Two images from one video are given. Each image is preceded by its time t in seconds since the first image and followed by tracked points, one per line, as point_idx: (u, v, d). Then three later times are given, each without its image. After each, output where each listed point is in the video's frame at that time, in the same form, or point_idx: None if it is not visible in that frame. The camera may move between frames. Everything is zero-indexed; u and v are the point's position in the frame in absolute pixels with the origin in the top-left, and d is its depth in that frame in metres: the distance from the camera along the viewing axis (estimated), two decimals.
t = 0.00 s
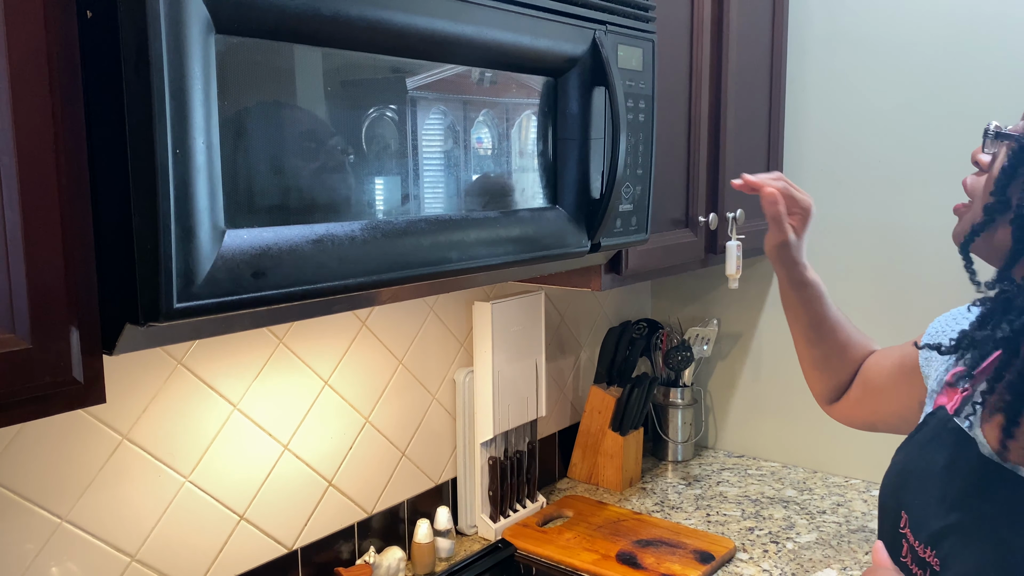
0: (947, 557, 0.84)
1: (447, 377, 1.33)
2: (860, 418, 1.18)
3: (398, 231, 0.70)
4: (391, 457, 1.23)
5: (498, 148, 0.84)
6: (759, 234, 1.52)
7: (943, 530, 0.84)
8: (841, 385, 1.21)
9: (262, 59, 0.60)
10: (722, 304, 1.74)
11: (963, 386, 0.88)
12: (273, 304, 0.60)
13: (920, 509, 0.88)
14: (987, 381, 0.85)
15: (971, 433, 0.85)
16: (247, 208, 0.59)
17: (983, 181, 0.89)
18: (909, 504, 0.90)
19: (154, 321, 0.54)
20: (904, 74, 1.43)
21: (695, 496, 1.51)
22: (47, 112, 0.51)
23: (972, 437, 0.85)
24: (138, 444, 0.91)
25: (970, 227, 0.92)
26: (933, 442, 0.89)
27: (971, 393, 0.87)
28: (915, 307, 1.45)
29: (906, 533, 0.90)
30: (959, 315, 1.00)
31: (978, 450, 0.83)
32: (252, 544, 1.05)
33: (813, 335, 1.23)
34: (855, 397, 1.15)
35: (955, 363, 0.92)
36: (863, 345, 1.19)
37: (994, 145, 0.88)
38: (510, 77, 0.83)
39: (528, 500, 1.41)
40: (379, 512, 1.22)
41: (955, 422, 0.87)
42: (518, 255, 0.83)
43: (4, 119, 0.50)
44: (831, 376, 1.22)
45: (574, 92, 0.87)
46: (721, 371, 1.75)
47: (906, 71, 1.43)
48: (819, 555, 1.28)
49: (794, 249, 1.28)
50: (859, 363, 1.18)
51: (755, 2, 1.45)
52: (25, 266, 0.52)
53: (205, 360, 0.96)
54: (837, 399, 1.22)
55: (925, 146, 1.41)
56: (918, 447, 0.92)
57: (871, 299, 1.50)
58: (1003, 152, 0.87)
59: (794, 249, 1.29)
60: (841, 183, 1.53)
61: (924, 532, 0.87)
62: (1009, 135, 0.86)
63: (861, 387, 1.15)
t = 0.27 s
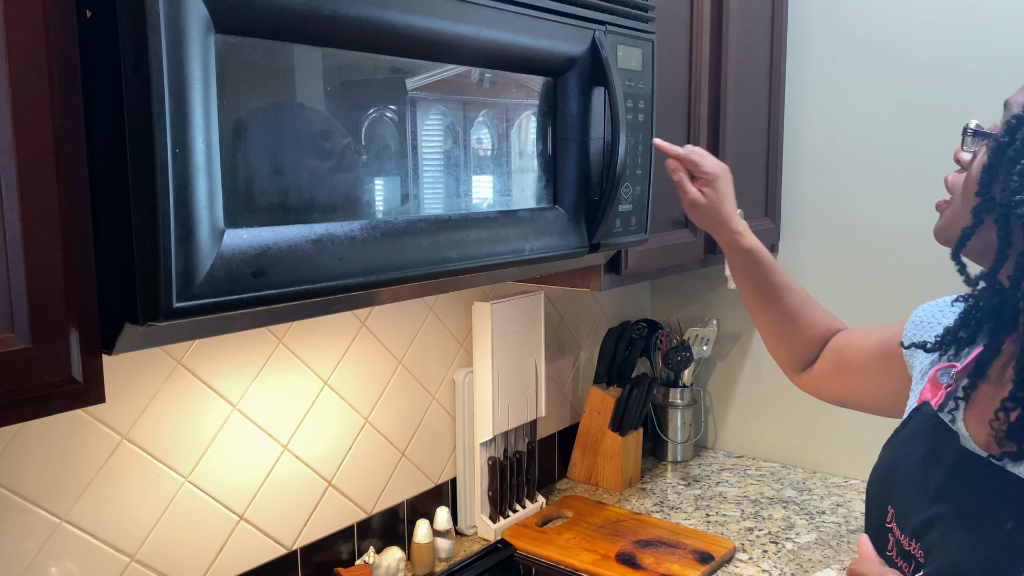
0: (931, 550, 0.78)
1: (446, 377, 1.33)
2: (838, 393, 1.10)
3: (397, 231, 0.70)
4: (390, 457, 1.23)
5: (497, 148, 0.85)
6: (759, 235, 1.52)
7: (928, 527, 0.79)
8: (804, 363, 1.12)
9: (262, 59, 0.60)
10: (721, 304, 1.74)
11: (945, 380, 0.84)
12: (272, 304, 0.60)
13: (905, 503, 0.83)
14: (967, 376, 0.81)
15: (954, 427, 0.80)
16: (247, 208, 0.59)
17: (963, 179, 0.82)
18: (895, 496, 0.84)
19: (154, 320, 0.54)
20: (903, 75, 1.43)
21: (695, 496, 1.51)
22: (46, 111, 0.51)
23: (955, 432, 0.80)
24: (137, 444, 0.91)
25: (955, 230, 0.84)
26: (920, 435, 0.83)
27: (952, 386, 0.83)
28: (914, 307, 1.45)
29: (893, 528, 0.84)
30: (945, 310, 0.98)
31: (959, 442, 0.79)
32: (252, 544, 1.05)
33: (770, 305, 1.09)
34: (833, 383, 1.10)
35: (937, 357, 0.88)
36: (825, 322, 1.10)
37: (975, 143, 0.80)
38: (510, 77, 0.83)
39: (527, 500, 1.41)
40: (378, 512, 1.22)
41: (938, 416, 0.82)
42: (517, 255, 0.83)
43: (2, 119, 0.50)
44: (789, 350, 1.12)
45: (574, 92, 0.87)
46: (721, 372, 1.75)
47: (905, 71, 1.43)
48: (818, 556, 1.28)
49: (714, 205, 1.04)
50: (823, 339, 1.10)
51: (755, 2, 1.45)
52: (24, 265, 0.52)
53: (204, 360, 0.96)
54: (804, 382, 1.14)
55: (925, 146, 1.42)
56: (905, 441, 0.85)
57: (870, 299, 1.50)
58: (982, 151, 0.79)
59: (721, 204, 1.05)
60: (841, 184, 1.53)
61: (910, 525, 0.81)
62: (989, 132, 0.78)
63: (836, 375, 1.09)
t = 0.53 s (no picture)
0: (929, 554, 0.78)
1: (446, 379, 1.33)
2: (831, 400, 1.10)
3: (396, 232, 0.70)
4: (390, 459, 1.23)
5: (497, 149, 0.85)
6: (759, 236, 1.52)
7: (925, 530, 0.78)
8: (791, 365, 1.13)
9: (262, 61, 0.60)
10: (721, 306, 1.74)
11: (938, 382, 0.85)
12: (272, 306, 0.60)
13: (899, 506, 0.83)
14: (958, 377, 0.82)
15: (948, 428, 0.81)
16: (246, 209, 0.59)
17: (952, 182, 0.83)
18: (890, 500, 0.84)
19: (153, 322, 0.54)
20: (902, 76, 1.43)
21: (695, 498, 1.51)
22: (45, 113, 0.51)
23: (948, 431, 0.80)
24: (137, 446, 0.91)
25: (944, 232, 0.85)
26: (911, 438, 0.83)
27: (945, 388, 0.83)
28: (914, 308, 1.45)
29: (889, 531, 0.84)
30: (936, 309, 0.98)
31: (954, 444, 0.79)
32: (252, 546, 1.05)
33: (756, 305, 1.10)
34: (828, 386, 1.10)
35: (930, 359, 0.89)
36: (811, 324, 1.11)
37: (961, 146, 0.81)
38: (509, 78, 0.83)
39: (527, 502, 1.41)
40: (378, 514, 1.22)
41: (932, 419, 0.82)
42: (516, 257, 0.83)
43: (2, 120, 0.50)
44: (776, 351, 1.13)
45: (573, 94, 0.87)
46: (721, 373, 1.75)
47: (904, 73, 1.43)
48: (818, 557, 1.28)
49: (697, 206, 1.06)
50: (809, 341, 1.11)
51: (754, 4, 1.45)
52: (23, 267, 0.52)
53: (203, 362, 0.96)
54: (795, 385, 1.14)
55: (924, 147, 1.42)
56: (898, 444, 0.85)
57: (870, 301, 1.50)
58: (970, 154, 0.79)
59: (704, 205, 1.07)
60: (840, 185, 1.53)
61: (907, 527, 0.81)
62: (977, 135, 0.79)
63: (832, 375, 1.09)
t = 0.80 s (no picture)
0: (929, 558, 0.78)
1: (445, 381, 1.33)
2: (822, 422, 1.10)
3: (395, 235, 0.70)
4: (389, 461, 1.23)
5: (496, 152, 0.85)
6: (758, 238, 1.52)
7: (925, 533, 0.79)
8: (790, 366, 1.13)
9: (261, 64, 0.60)
10: (720, 308, 1.74)
11: (937, 385, 0.86)
12: (270, 309, 0.60)
13: (899, 509, 0.82)
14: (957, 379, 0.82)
15: (948, 430, 0.81)
16: (245, 212, 0.59)
17: (949, 185, 0.83)
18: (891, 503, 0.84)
19: (151, 325, 0.54)
20: (900, 78, 1.43)
21: (694, 500, 1.51)
22: (43, 116, 0.51)
23: (948, 434, 0.80)
24: (135, 448, 0.91)
25: (941, 235, 0.85)
26: (910, 442, 0.84)
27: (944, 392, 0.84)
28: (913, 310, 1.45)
29: (889, 533, 0.84)
30: (935, 312, 0.99)
31: (954, 447, 0.79)
32: (250, 548, 1.04)
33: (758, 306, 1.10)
34: (829, 389, 1.10)
35: (929, 361, 0.90)
36: (810, 324, 1.11)
37: (958, 150, 0.81)
38: (508, 81, 0.83)
39: (526, 504, 1.41)
40: (377, 517, 1.22)
41: (931, 421, 0.82)
42: (515, 259, 0.83)
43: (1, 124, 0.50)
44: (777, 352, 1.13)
45: (572, 96, 0.88)
46: (720, 375, 1.75)
47: (902, 75, 1.43)
48: (818, 559, 1.28)
49: (693, 209, 1.04)
50: (808, 343, 1.11)
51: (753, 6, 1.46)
52: (22, 270, 0.52)
53: (202, 364, 0.96)
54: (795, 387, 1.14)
55: (922, 150, 1.42)
56: (897, 448, 0.86)
57: (869, 303, 1.50)
58: (967, 157, 0.80)
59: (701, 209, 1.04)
60: (838, 187, 1.53)
61: (905, 530, 0.81)
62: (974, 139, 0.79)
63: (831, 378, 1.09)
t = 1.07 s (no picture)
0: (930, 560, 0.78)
1: (446, 383, 1.33)
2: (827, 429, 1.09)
3: (396, 237, 0.70)
4: (389, 463, 1.23)
5: (496, 154, 0.85)
6: (758, 240, 1.52)
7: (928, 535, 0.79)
8: (798, 373, 1.13)
9: (261, 66, 0.60)
10: (720, 310, 1.74)
11: (941, 387, 0.85)
12: (270, 311, 0.60)
13: (902, 512, 0.82)
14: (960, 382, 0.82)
15: (950, 433, 0.80)
16: (245, 215, 0.59)
17: (950, 187, 0.83)
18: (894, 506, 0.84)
19: (152, 327, 0.54)
20: (900, 80, 1.44)
21: (695, 502, 1.51)
22: (44, 119, 0.52)
23: (950, 437, 0.80)
24: (136, 451, 0.91)
25: (943, 237, 0.85)
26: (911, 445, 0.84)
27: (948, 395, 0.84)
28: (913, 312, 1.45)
29: (892, 536, 0.84)
30: (937, 315, 0.99)
31: (956, 449, 0.79)
32: (250, 551, 1.04)
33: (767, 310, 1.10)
34: (830, 391, 1.10)
35: (932, 364, 0.89)
36: (818, 331, 1.11)
37: (959, 152, 0.82)
38: (508, 83, 0.83)
39: (526, 507, 1.41)
40: (377, 519, 1.22)
41: (934, 424, 0.82)
42: (515, 261, 0.83)
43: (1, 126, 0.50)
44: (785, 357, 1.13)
45: (572, 98, 0.88)
46: (720, 377, 1.75)
47: (902, 77, 1.43)
48: (819, 562, 1.28)
49: (705, 211, 1.06)
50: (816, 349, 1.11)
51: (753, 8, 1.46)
52: (22, 272, 0.52)
53: (203, 366, 0.96)
54: (798, 390, 1.14)
55: (922, 152, 1.42)
56: (900, 451, 0.86)
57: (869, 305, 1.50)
58: (967, 159, 0.80)
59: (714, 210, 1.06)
60: (838, 189, 1.53)
61: (907, 533, 0.81)
62: (975, 141, 0.79)
63: (830, 380, 1.09)
